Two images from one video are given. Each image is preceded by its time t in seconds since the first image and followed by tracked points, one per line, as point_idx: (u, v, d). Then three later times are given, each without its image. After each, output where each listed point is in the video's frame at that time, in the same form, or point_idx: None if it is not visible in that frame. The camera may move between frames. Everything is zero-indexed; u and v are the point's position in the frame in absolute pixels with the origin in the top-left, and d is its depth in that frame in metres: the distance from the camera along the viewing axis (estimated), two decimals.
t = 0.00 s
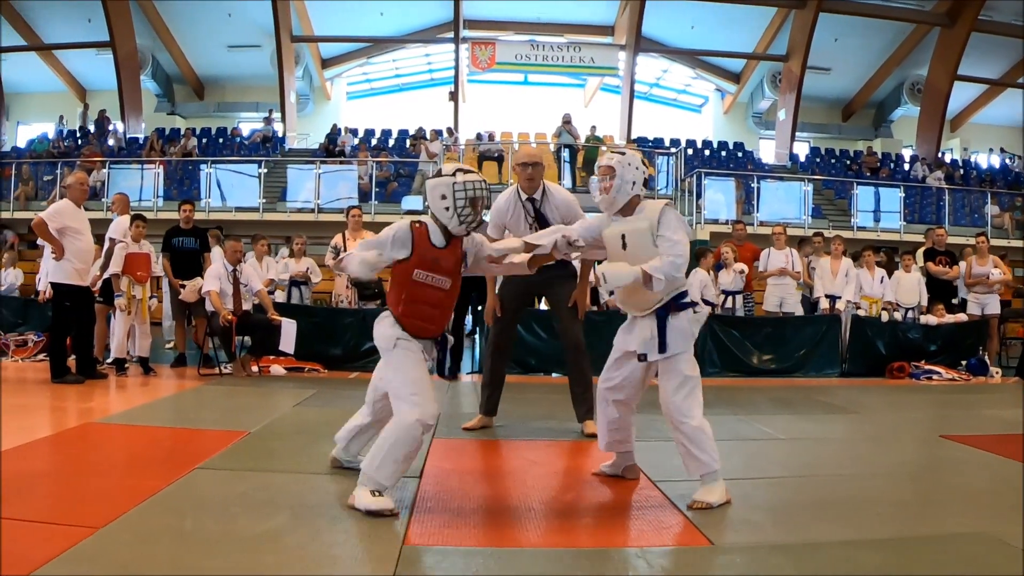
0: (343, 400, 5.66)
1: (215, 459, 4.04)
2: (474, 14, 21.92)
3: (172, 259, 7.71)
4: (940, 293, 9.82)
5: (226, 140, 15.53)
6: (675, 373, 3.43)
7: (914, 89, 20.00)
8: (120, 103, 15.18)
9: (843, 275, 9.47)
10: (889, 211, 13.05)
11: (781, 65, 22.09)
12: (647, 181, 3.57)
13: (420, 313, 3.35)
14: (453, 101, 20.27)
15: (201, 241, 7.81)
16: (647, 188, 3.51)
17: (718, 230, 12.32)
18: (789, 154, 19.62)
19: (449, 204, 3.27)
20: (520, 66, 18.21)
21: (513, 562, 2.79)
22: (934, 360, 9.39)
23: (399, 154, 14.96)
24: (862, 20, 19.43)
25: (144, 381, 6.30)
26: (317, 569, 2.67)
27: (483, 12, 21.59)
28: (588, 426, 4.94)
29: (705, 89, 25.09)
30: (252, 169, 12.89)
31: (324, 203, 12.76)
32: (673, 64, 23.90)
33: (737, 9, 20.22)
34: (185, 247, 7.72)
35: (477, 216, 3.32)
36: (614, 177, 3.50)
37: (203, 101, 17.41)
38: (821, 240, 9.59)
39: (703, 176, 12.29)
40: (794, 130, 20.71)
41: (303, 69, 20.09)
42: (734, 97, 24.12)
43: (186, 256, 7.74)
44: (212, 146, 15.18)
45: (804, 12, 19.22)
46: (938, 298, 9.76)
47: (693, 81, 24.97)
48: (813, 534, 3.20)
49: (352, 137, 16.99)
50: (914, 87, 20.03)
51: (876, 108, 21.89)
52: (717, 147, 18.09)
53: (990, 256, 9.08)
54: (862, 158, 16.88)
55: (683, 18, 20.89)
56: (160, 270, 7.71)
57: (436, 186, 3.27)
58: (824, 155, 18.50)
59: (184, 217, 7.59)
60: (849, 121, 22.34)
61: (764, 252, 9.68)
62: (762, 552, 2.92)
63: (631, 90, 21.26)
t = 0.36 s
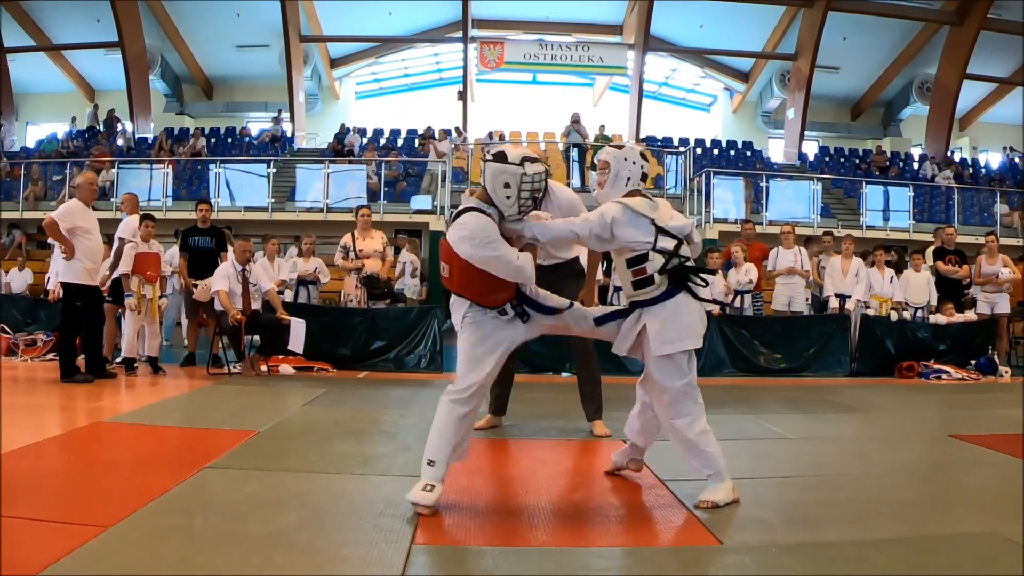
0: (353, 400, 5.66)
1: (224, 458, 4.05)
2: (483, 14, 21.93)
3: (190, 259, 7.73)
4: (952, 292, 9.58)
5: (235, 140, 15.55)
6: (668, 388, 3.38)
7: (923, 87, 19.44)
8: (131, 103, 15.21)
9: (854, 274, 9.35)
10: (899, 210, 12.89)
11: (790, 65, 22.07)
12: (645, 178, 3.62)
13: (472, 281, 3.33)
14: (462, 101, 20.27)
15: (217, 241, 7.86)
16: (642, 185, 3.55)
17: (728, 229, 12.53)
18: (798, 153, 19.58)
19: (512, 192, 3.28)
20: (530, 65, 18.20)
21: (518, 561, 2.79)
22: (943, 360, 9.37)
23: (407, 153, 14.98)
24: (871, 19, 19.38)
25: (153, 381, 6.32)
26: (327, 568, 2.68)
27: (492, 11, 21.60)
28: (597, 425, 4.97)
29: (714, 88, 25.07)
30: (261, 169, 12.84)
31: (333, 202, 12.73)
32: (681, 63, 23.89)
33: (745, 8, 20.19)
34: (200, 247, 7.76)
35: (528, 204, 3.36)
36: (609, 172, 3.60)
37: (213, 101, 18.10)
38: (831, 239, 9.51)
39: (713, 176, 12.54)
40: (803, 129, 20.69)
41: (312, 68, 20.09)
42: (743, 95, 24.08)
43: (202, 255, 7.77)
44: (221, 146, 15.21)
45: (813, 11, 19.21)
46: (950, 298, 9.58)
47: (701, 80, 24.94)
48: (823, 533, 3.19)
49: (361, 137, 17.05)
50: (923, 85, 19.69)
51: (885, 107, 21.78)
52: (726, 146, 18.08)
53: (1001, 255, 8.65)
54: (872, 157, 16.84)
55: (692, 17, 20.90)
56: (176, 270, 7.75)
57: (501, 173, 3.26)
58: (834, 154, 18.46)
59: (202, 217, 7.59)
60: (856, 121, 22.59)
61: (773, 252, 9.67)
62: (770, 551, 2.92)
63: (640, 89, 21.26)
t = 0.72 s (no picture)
0: (356, 399, 5.65)
1: (227, 457, 4.04)
2: (487, 13, 21.92)
3: (203, 257, 7.86)
4: (953, 290, 9.50)
5: (238, 139, 15.52)
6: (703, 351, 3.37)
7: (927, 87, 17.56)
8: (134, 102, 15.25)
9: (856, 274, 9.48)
10: (904, 209, 12.79)
11: (793, 65, 22.04)
12: (685, 150, 3.52)
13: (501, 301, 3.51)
14: (465, 100, 20.27)
15: (228, 240, 7.91)
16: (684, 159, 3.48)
17: (731, 229, 12.49)
18: (802, 153, 19.55)
19: (542, 191, 3.43)
20: (533, 65, 18.17)
21: (520, 560, 2.80)
22: (945, 360, 9.38)
23: (411, 152, 15.01)
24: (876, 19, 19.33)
25: (155, 380, 6.32)
26: (329, 567, 2.68)
27: (495, 11, 21.57)
28: (600, 425, 4.97)
29: (716, 87, 25.04)
30: (264, 169, 12.90)
31: (337, 202, 12.81)
32: (684, 62, 23.88)
33: (748, 8, 20.14)
34: (212, 246, 7.85)
35: (568, 208, 3.45)
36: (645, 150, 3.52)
37: (216, 100, 17.62)
38: (834, 240, 9.63)
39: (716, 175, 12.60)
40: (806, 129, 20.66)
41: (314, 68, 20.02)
42: (745, 95, 24.07)
43: (214, 255, 7.87)
44: (224, 145, 15.24)
45: (817, 11, 19.16)
46: (952, 297, 9.51)
47: (704, 80, 24.94)
48: (825, 533, 3.19)
49: (365, 136, 17.05)
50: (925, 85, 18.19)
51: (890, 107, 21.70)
52: (730, 146, 18.09)
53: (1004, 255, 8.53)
54: (875, 156, 16.79)
55: (695, 16, 20.87)
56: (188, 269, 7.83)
57: (535, 175, 3.47)
58: (838, 154, 18.44)
59: (213, 217, 7.63)
60: (860, 121, 22.10)
61: (776, 251, 9.74)
62: (771, 550, 2.92)
63: (643, 88, 21.23)
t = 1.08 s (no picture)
0: (355, 399, 5.64)
1: (226, 457, 4.03)
2: (486, 13, 21.92)
3: (206, 257, 7.87)
4: (954, 290, 9.26)
5: (237, 139, 15.52)
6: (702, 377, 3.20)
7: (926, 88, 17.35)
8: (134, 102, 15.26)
9: (853, 273, 9.58)
10: (902, 209, 12.53)
11: (792, 65, 22.04)
12: (710, 168, 3.40)
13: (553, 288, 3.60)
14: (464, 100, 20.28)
15: (231, 240, 7.94)
16: (707, 177, 3.36)
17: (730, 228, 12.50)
18: (801, 152, 19.55)
19: (585, 185, 3.60)
20: (531, 64, 18.16)
21: (519, 560, 2.79)
22: (945, 359, 9.41)
23: (410, 152, 15.03)
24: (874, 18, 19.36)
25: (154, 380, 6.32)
26: (327, 567, 2.68)
27: (494, 10, 21.57)
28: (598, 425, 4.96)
29: (715, 87, 25.04)
30: (263, 169, 12.88)
31: (335, 201, 12.78)
32: (683, 62, 23.89)
33: (747, 7, 20.14)
34: (216, 246, 7.88)
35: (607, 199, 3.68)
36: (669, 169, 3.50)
37: (215, 100, 17.60)
38: (833, 239, 9.63)
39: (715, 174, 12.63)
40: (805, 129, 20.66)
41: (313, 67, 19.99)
42: (744, 95, 24.07)
43: (218, 255, 7.90)
44: (223, 144, 15.25)
45: (816, 10, 19.15)
46: (952, 296, 9.29)
47: (703, 80, 24.96)
48: (825, 533, 3.19)
49: (364, 136, 17.05)
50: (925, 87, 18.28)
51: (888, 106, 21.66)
52: (729, 145, 18.10)
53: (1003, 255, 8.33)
54: (874, 156, 16.78)
55: (694, 16, 20.84)
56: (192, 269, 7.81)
57: (574, 170, 3.62)
58: (837, 153, 18.44)
59: (217, 217, 7.58)
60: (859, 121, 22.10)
61: (775, 251, 9.71)
62: (770, 549, 2.93)
63: (641, 88, 21.23)
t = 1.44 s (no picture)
0: (350, 399, 5.62)
1: (219, 456, 4.02)
2: (481, 12, 21.92)
3: (201, 256, 7.79)
4: (947, 289, 9.45)
5: (233, 138, 15.55)
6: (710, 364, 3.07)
7: (920, 87, 19.68)
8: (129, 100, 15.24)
9: (847, 272, 9.41)
10: (897, 208, 12.82)
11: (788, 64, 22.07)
12: (690, 154, 3.14)
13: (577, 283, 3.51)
14: (460, 99, 20.33)
15: (227, 239, 7.88)
16: (685, 164, 3.12)
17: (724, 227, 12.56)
18: (797, 152, 19.59)
19: (611, 164, 3.47)
20: (527, 63, 18.16)
21: (512, 560, 2.79)
22: (940, 358, 9.42)
23: (405, 150, 15.08)
24: (869, 18, 19.38)
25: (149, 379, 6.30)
26: (321, 566, 2.67)
27: (489, 10, 21.58)
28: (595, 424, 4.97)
29: (711, 86, 25.02)
30: (259, 168, 12.85)
31: (330, 200, 12.77)
32: (679, 61, 23.92)
33: (743, 7, 20.14)
34: (211, 246, 7.80)
35: (637, 179, 3.49)
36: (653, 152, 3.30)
37: (211, 99, 17.69)
38: (827, 238, 9.55)
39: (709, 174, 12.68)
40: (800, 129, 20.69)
41: (309, 66, 19.97)
42: (740, 94, 24.10)
43: (213, 254, 7.82)
44: (219, 143, 15.29)
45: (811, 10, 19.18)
46: (946, 295, 9.45)
47: (699, 79, 24.99)
48: (819, 532, 3.18)
49: (359, 135, 17.10)
50: (920, 84, 19.88)
51: (884, 105, 21.67)
52: (723, 144, 18.15)
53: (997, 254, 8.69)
54: (869, 155, 16.83)
55: (690, 15, 20.84)
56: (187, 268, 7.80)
57: (603, 147, 3.49)
58: (831, 152, 18.49)
59: (214, 216, 7.62)
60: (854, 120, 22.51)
61: (769, 249, 9.66)
62: (765, 549, 2.92)
63: (637, 87, 21.26)
